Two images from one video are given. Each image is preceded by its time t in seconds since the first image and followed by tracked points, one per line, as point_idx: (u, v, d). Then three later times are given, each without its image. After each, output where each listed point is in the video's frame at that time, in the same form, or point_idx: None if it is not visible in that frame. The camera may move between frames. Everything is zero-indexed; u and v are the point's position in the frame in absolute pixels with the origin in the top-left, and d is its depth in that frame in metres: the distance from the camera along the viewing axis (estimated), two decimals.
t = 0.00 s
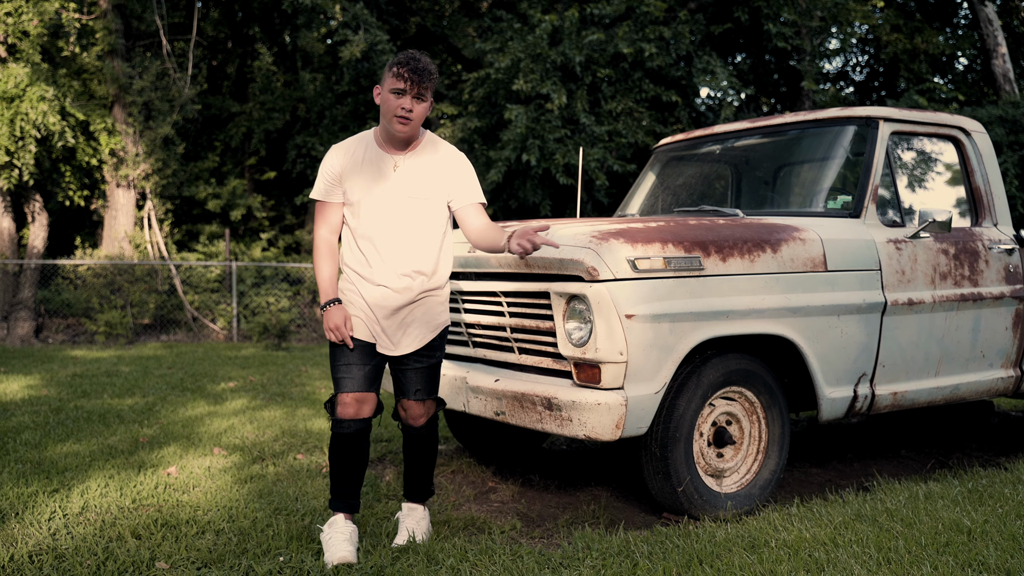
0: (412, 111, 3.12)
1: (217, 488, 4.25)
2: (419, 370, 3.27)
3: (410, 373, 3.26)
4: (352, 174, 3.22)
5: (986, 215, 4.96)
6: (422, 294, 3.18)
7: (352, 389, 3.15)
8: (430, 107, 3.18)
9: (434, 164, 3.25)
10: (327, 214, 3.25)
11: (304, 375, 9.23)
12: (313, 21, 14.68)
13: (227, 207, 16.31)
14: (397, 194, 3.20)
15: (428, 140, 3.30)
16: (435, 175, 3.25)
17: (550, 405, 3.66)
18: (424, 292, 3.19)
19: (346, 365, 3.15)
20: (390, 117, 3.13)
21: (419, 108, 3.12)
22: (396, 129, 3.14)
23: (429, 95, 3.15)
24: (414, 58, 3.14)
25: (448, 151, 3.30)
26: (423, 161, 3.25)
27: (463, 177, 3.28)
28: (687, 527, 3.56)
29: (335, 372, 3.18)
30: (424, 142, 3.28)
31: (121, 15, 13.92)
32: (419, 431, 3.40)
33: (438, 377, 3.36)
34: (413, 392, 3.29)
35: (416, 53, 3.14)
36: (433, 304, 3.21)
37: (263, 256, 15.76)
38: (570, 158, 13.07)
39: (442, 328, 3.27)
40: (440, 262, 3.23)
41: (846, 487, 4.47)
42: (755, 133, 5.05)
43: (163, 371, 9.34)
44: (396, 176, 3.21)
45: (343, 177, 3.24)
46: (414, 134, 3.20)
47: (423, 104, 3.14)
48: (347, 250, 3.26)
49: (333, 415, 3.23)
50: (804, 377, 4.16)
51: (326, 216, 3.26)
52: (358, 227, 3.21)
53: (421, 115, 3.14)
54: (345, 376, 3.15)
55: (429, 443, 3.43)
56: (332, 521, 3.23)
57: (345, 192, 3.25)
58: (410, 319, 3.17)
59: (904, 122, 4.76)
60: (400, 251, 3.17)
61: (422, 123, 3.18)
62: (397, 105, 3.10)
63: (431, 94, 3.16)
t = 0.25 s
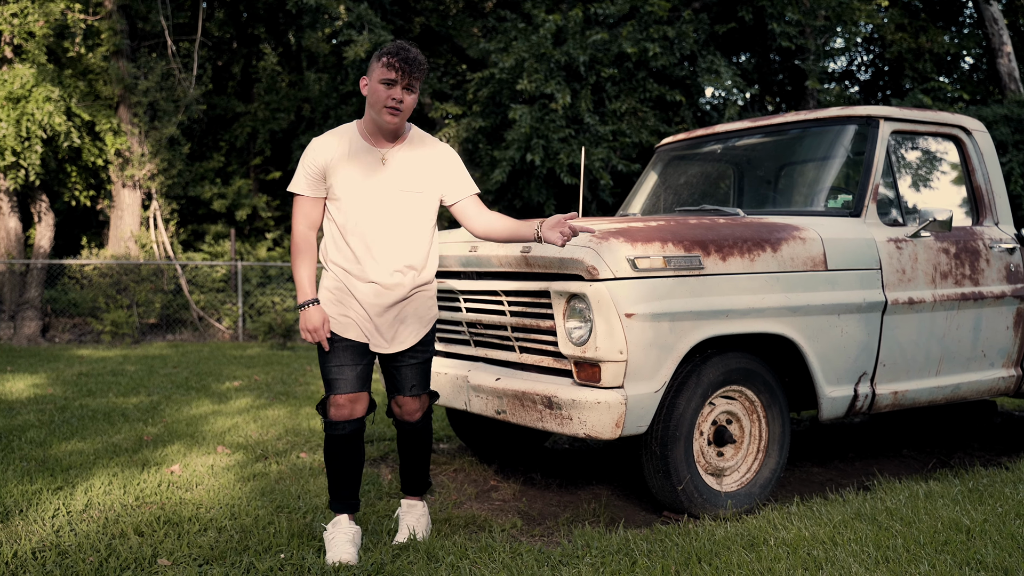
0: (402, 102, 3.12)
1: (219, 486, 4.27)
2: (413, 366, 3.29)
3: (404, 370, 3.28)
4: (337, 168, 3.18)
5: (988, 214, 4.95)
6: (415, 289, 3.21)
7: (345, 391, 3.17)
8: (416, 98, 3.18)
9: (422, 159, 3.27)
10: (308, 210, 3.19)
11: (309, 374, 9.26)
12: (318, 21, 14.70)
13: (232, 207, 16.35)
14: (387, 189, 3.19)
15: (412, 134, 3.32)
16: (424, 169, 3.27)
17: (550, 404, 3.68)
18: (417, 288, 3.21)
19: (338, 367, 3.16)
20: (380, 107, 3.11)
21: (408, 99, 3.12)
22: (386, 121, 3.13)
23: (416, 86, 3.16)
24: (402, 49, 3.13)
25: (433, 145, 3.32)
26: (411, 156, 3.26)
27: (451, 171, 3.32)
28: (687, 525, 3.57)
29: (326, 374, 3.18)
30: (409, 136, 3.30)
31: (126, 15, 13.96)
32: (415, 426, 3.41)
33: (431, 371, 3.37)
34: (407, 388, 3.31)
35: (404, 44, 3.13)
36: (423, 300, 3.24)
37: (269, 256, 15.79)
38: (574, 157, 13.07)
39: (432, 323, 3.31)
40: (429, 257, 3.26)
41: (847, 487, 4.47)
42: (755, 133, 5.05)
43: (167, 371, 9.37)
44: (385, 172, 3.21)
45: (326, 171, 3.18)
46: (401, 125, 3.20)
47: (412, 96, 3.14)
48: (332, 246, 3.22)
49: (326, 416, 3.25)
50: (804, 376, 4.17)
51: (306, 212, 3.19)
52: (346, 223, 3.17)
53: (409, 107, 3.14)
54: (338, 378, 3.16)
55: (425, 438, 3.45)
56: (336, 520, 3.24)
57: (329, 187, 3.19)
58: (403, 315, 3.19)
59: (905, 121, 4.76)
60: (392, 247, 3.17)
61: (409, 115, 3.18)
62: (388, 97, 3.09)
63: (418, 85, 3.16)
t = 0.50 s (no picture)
0: (397, 96, 3.11)
1: (225, 484, 4.31)
2: (411, 361, 3.31)
3: (405, 365, 3.30)
4: (331, 162, 3.15)
5: (991, 214, 4.95)
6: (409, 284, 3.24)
7: (342, 392, 3.16)
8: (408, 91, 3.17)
9: (414, 156, 3.30)
10: (298, 203, 3.13)
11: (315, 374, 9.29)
12: (325, 22, 14.74)
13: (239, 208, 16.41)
14: (381, 185, 3.20)
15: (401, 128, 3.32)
16: (416, 166, 3.30)
17: (553, 402, 3.70)
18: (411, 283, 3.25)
19: (335, 368, 3.15)
20: (375, 101, 3.09)
21: (403, 94, 3.11)
22: (381, 114, 3.11)
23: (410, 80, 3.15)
24: (396, 42, 3.11)
25: (422, 142, 3.35)
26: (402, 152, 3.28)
27: (440, 168, 3.37)
28: (689, 523, 3.58)
29: (323, 376, 3.17)
30: (398, 131, 3.30)
31: (135, 16, 14.03)
32: (416, 422, 3.43)
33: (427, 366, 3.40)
34: (408, 383, 3.33)
35: (398, 37, 3.11)
36: (415, 295, 3.27)
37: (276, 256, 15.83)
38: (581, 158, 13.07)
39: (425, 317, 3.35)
40: (420, 253, 3.30)
41: (850, 486, 4.48)
42: (759, 133, 5.06)
43: (175, 370, 9.42)
44: (379, 166, 3.21)
45: (319, 165, 3.13)
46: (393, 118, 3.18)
47: (406, 90, 3.13)
48: (322, 240, 3.18)
49: (323, 417, 3.24)
50: (807, 375, 4.17)
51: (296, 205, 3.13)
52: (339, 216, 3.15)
53: (403, 101, 3.13)
54: (335, 380, 3.15)
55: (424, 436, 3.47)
56: (339, 518, 3.24)
57: (321, 181, 3.16)
58: (399, 311, 3.22)
59: (908, 121, 4.76)
60: (388, 243, 3.19)
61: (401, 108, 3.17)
62: (384, 90, 3.07)
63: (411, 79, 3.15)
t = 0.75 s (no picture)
0: (394, 92, 3.12)
1: (233, 482, 4.35)
2: (418, 358, 3.32)
3: (412, 362, 3.31)
4: (329, 162, 3.14)
5: (996, 214, 4.95)
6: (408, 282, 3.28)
7: (344, 395, 3.17)
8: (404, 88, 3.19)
9: (409, 155, 3.32)
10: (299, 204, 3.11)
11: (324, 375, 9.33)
12: (334, 23, 14.79)
13: (249, 208, 16.48)
14: (378, 184, 3.22)
15: (393, 127, 3.35)
16: (411, 165, 3.33)
17: (558, 402, 3.72)
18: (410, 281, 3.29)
19: (338, 371, 3.15)
20: (373, 98, 3.10)
21: (400, 89, 3.13)
22: (379, 112, 3.13)
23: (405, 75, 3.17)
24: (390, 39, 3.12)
25: (416, 141, 3.37)
26: (398, 151, 3.30)
27: (434, 167, 3.40)
28: (693, 522, 3.60)
29: (325, 379, 3.17)
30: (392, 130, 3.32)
31: (145, 18, 14.11)
32: (423, 421, 3.43)
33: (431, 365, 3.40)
34: (421, 379, 3.34)
35: (392, 33, 3.12)
36: (413, 293, 3.31)
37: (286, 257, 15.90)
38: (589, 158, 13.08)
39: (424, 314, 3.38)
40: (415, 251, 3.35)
41: (855, 486, 4.49)
42: (764, 134, 5.07)
43: (185, 370, 9.48)
44: (376, 165, 3.22)
45: (320, 164, 3.12)
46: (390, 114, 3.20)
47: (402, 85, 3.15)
48: (320, 241, 3.18)
49: (326, 419, 3.26)
50: (812, 375, 4.18)
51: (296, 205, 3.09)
52: (338, 216, 3.16)
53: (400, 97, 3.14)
54: (337, 382, 3.16)
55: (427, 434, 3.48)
56: (345, 517, 3.27)
57: (319, 180, 3.14)
58: (399, 310, 3.24)
59: (913, 122, 4.76)
60: (388, 242, 3.22)
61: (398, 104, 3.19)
62: (382, 88, 3.09)
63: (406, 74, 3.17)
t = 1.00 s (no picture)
0: (396, 93, 3.16)
1: (243, 482, 4.39)
2: (427, 356, 3.34)
3: (422, 361, 3.32)
4: (335, 163, 3.15)
5: (1002, 216, 4.94)
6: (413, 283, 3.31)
7: (352, 399, 3.20)
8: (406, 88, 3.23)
9: (412, 157, 3.34)
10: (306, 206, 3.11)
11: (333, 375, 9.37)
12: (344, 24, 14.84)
13: (259, 209, 16.56)
14: (384, 186, 3.24)
15: (397, 129, 3.37)
16: (413, 167, 3.35)
17: (564, 402, 3.74)
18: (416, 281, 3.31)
19: (346, 374, 3.17)
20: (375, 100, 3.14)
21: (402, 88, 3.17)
22: (383, 113, 3.17)
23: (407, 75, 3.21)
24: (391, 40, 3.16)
25: (417, 142, 3.39)
26: (400, 153, 3.32)
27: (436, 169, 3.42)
28: (698, 522, 3.62)
29: (334, 382, 3.19)
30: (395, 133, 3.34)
31: (156, 20, 14.19)
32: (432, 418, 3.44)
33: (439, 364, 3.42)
34: (428, 378, 3.35)
35: (392, 34, 3.16)
36: (419, 294, 3.34)
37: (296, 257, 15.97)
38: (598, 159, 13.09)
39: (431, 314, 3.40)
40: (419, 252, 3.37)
41: (861, 486, 4.50)
42: (771, 136, 5.08)
43: (195, 370, 9.54)
44: (380, 167, 3.24)
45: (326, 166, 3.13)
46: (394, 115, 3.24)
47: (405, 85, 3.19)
48: (326, 242, 3.19)
49: (335, 421, 3.29)
50: (817, 376, 4.19)
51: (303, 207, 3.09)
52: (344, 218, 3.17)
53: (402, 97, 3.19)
54: (346, 386, 3.18)
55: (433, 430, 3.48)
56: (356, 518, 3.30)
57: (326, 182, 3.14)
58: (406, 311, 3.27)
59: (919, 124, 4.76)
60: (393, 243, 3.24)
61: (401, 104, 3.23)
62: (385, 89, 3.14)
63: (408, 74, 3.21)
